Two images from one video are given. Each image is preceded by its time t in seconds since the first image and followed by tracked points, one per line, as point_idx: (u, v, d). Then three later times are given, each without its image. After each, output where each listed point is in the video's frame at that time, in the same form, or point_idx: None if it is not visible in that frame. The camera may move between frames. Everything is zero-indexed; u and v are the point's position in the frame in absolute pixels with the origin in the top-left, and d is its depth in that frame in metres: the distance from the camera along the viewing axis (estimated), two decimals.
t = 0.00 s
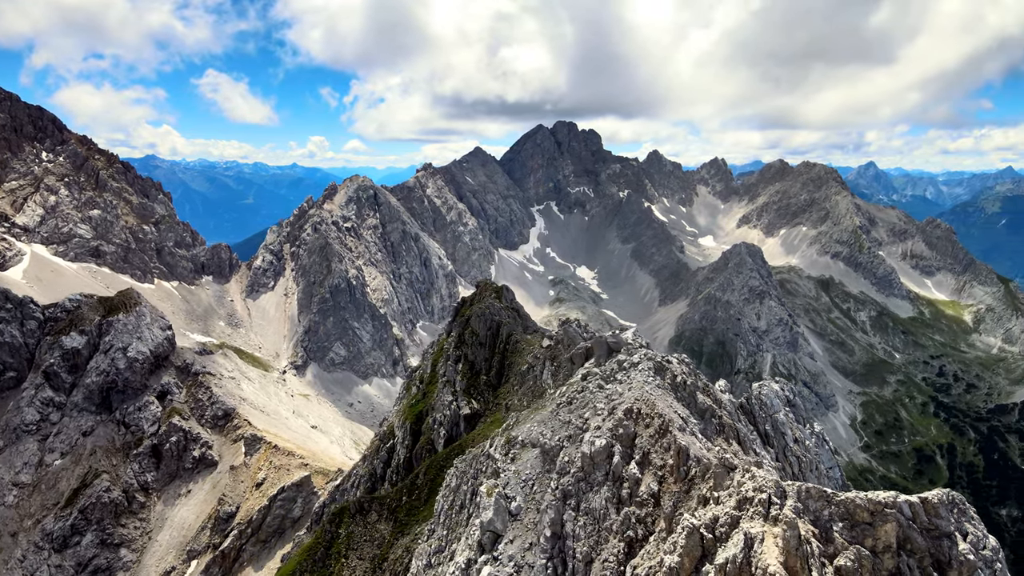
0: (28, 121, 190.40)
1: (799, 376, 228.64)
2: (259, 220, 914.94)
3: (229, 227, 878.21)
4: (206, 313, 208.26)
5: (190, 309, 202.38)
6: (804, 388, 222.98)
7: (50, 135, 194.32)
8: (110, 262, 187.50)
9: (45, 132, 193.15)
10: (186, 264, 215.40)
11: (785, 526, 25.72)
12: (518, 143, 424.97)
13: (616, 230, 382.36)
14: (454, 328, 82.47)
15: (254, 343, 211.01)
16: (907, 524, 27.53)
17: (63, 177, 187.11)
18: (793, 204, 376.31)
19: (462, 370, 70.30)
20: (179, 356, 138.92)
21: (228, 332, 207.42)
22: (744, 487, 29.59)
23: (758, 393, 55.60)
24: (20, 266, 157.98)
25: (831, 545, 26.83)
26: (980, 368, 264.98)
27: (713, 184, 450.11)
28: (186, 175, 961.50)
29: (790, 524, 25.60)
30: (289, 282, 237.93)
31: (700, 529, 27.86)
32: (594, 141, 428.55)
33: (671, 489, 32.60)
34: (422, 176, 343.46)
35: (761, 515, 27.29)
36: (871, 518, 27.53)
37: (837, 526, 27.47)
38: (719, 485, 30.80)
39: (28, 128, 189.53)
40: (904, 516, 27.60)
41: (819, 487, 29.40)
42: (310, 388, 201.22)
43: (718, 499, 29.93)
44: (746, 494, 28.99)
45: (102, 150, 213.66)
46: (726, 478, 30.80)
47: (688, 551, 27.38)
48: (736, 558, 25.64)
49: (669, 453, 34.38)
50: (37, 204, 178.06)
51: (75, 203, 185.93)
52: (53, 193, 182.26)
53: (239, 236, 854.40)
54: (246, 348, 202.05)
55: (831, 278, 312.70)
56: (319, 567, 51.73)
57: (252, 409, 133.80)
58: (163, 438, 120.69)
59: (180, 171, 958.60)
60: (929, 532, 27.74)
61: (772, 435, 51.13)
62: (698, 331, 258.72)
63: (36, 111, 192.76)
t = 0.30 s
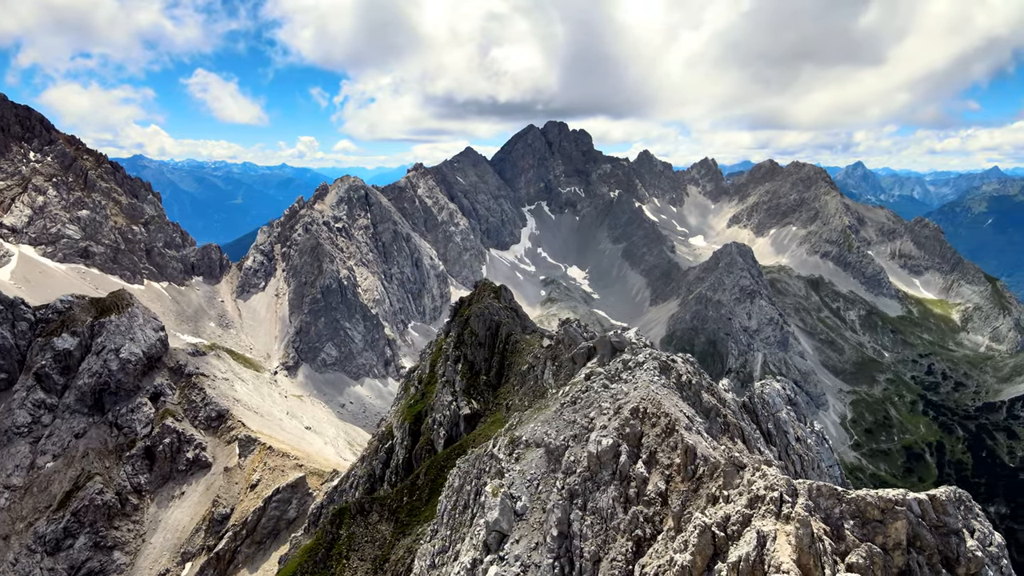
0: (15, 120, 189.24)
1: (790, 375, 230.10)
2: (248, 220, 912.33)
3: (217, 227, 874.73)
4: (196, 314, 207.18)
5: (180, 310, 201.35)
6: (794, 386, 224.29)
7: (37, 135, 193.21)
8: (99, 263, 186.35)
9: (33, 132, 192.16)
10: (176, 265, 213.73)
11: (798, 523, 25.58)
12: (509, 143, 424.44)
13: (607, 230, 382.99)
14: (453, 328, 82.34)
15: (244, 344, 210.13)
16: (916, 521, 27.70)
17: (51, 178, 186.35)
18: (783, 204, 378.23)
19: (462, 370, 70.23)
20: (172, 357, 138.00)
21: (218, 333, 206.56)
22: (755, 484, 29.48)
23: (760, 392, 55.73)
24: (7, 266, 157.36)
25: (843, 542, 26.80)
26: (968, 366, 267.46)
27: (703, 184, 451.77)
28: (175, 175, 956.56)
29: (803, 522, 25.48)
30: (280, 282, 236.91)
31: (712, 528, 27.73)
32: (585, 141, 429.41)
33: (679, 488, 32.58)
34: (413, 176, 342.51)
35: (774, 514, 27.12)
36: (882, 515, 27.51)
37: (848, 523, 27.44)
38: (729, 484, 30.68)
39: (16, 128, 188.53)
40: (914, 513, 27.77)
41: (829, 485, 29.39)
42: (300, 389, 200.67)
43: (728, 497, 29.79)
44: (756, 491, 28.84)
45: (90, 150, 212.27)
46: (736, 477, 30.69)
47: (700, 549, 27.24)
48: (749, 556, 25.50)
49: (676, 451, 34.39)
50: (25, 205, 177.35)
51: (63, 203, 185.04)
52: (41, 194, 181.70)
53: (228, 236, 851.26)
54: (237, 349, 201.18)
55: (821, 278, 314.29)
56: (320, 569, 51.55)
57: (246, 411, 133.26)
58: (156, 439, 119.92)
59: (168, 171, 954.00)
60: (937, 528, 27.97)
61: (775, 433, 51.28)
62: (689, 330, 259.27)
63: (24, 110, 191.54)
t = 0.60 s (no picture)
0: (2, 120, 188.05)
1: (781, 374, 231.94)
2: (236, 221, 909.11)
3: (205, 228, 870.76)
4: (186, 315, 206.00)
5: (170, 311, 200.16)
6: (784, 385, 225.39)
7: (25, 135, 191.93)
8: (87, 264, 185.18)
9: (20, 131, 190.93)
10: (165, 265, 212.03)
11: (811, 521, 25.55)
12: (500, 143, 424.00)
13: (598, 230, 383.40)
14: (452, 328, 82.31)
15: (235, 345, 209.01)
16: (924, 518, 27.93)
17: (39, 178, 185.53)
18: (772, 204, 380.04)
19: (461, 370, 70.27)
20: (165, 358, 137.05)
21: (208, 334, 205.46)
22: (764, 483, 29.47)
23: (762, 391, 55.90)
24: None
25: (854, 539, 26.79)
26: (956, 365, 269.72)
27: (693, 184, 453.44)
28: (163, 175, 951.34)
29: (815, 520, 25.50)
30: (270, 283, 235.89)
31: (723, 526, 27.63)
32: (575, 141, 430.09)
33: (686, 486, 32.66)
34: (404, 176, 341.31)
35: (785, 512, 27.10)
36: (892, 512, 27.65)
37: (859, 521, 27.49)
38: (738, 482, 30.69)
39: (2, 127, 187.31)
40: (922, 509, 27.98)
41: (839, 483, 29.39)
42: (291, 390, 199.97)
43: (738, 496, 29.77)
44: (767, 489, 28.79)
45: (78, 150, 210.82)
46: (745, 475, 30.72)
47: (712, 547, 27.19)
48: (762, 554, 25.44)
49: (683, 451, 34.44)
50: (12, 205, 176.57)
51: (51, 204, 184.16)
52: (29, 194, 181.19)
53: (216, 236, 847.27)
54: (227, 350, 200.16)
55: (810, 277, 315.82)
56: (321, 570, 51.40)
57: (239, 412, 132.70)
58: (149, 441, 119.17)
59: (156, 172, 949.38)
60: (944, 524, 28.25)
61: (777, 432, 51.50)
62: (680, 330, 259.73)
63: (10, 110, 190.37)
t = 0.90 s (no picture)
0: None
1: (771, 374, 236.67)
2: (225, 222, 905.76)
3: (193, 228, 866.71)
4: (176, 316, 204.89)
5: (159, 312, 199.03)
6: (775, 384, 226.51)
7: (12, 134, 190.57)
8: (76, 264, 184.15)
9: (7, 131, 189.60)
10: (155, 266, 210.66)
11: (823, 519, 25.65)
12: (491, 143, 423.69)
13: (589, 230, 384.17)
14: (449, 328, 82.34)
15: (226, 346, 208.10)
16: (933, 515, 28.26)
17: (26, 178, 184.55)
18: (762, 203, 381.81)
19: (461, 369, 70.35)
20: (158, 359, 136.07)
21: (198, 335, 204.44)
22: (775, 481, 29.58)
23: (765, 390, 55.91)
24: None
25: (865, 537, 26.99)
26: (944, 363, 271.75)
27: (683, 184, 455.20)
28: (152, 175, 946.04)
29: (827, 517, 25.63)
30: (261, 284, 235.03)
31: (734, 523, 27.72)
32: (566, 141, 430.76)
33: (693, 484, 32.86)
34: (395, 176, 340.45)
35: (796, 510, 27.24)
36: (902, 510, 27.92)
37: (869, 518, 27.72)
38: (747, 481, 30.83)
39: None
40: (931, 507, 28.31)
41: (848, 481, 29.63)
42: (281, 390, 199.49)
43: (748, 494, 29.96)
44: (778, 487, 28.90)
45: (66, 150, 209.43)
46: (755, 473, 30.83)
47: (724, 545, 27.23)
48: (775, 551, 25.55)
49: (689, 449, 34.61)
50: None
51: (39, 204, 183.21)
52: (16, 194, 180.94)
53: (204, 236, 843.09)
54: (217, 350, 199.26)
55: (800, 276, 317.39)
56: (323, 570, 51.26)
57: (233, 413, 132.06)
58: (142, 443, 118.42)
59: (144, 171, 943.98)
60: (951, 521, 28.58)
61: (779, 430, 51.47)
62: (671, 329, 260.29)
63: None
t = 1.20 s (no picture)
0: None
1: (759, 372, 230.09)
2: (214, 222, 902.33)
3: (182, 228, 862.50)
4: (167, 316, 203.64)
5: (149, 312, 197.79)
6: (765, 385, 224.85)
7: None
8: (64, 265, 183.14)
9: None
10: (144, 266, 208.67)
11: (835, 516, 25.62)
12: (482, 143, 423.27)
13: (580, 230, 384.88)
14: (447, 328, 82.25)
15: (216, 347, 207.12)
16: (942, 512, 28.42)
17: (13, 178, 183.49)
18: (752, 203, 383.53)
19: (460, 369, 70.37)
20: (150, 360, 135.11)
21: (189, 335, 203.33)
22: (785, 479, 29.61)
23: (766, 389, 56.37)
24: None
25: (875, 534, 27.08)
26: (932, 361, 273.44)
27: (674, 184, 456.99)
28: (140, 175, 940.54)
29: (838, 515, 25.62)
30: (252, 284, 234.10)
31: (744, 522, 27.78)
32: (557, 141, 431.30)
33: (700, 482, 32.99)
34: (386, 176, 339.38)
35: (807, 508, 27.28)
36: (912, 507, 28.12)
37: (879, 515, 27.80)
38: (757, 479, 30.85)
39: None
40: (940, 504, 28.48)
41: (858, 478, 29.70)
42: (272, 391, 198.94)
43: (757, 492, 30.01)
44: (788, 485, 28.92)
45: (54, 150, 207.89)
46: (763, 472, 30.86)
47: (735, 543, 27.30)
48: (787, 549, 25.57)
49: (695, 448, 34.74)
50: None
51: (26, 204, 182.12)
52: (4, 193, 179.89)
53: (192, 237, 839.22)
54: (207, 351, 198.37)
55: (790, 276, 318.89)
56: (324, 571, 51.17)
57: (227, 414, 131.44)
58: (135, 444, 117.68)
59: (132, 171, 938.40)
60: (959, 519, 28.74)
61: (781, 429, 51.95)
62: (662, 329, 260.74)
63: None
